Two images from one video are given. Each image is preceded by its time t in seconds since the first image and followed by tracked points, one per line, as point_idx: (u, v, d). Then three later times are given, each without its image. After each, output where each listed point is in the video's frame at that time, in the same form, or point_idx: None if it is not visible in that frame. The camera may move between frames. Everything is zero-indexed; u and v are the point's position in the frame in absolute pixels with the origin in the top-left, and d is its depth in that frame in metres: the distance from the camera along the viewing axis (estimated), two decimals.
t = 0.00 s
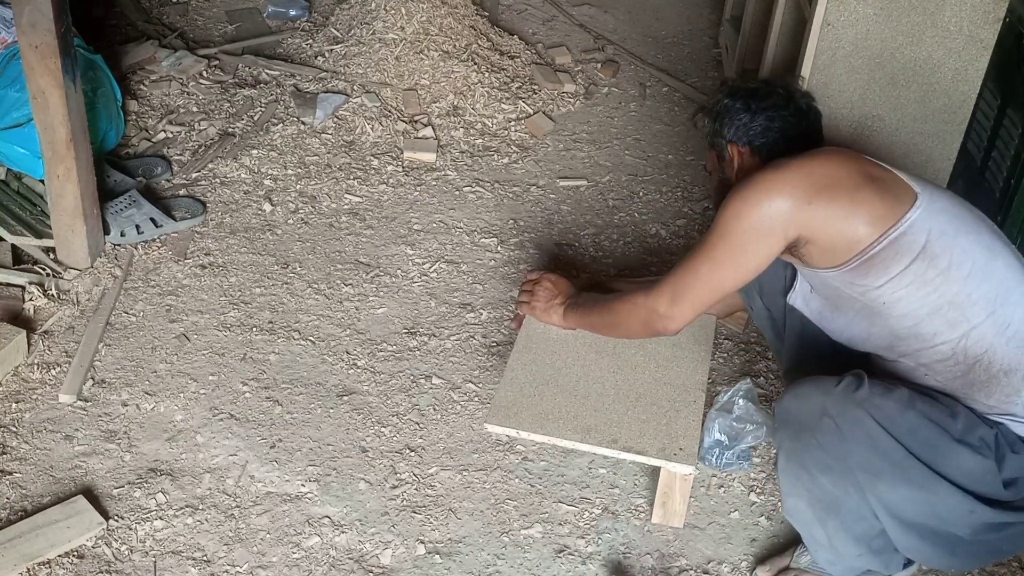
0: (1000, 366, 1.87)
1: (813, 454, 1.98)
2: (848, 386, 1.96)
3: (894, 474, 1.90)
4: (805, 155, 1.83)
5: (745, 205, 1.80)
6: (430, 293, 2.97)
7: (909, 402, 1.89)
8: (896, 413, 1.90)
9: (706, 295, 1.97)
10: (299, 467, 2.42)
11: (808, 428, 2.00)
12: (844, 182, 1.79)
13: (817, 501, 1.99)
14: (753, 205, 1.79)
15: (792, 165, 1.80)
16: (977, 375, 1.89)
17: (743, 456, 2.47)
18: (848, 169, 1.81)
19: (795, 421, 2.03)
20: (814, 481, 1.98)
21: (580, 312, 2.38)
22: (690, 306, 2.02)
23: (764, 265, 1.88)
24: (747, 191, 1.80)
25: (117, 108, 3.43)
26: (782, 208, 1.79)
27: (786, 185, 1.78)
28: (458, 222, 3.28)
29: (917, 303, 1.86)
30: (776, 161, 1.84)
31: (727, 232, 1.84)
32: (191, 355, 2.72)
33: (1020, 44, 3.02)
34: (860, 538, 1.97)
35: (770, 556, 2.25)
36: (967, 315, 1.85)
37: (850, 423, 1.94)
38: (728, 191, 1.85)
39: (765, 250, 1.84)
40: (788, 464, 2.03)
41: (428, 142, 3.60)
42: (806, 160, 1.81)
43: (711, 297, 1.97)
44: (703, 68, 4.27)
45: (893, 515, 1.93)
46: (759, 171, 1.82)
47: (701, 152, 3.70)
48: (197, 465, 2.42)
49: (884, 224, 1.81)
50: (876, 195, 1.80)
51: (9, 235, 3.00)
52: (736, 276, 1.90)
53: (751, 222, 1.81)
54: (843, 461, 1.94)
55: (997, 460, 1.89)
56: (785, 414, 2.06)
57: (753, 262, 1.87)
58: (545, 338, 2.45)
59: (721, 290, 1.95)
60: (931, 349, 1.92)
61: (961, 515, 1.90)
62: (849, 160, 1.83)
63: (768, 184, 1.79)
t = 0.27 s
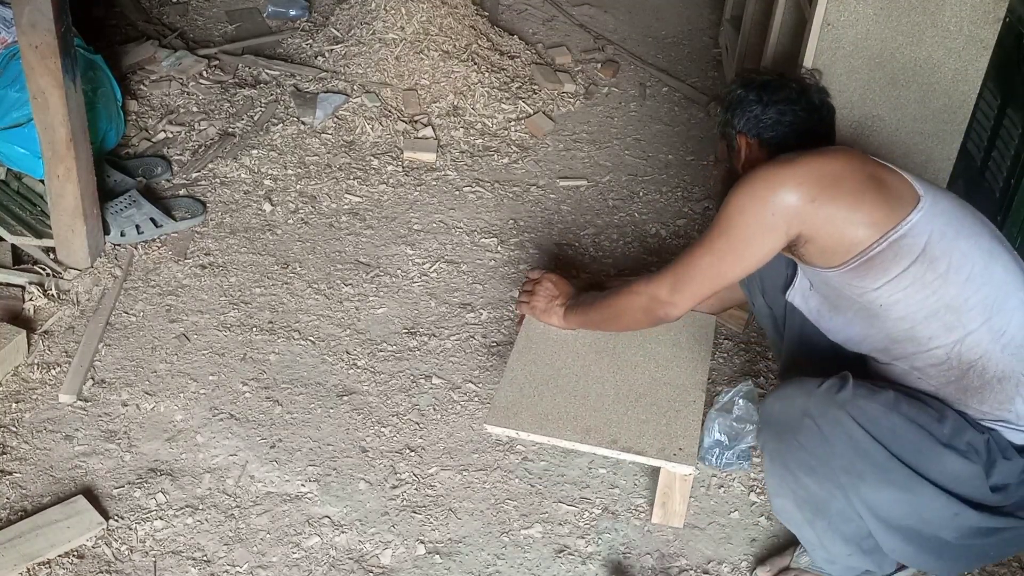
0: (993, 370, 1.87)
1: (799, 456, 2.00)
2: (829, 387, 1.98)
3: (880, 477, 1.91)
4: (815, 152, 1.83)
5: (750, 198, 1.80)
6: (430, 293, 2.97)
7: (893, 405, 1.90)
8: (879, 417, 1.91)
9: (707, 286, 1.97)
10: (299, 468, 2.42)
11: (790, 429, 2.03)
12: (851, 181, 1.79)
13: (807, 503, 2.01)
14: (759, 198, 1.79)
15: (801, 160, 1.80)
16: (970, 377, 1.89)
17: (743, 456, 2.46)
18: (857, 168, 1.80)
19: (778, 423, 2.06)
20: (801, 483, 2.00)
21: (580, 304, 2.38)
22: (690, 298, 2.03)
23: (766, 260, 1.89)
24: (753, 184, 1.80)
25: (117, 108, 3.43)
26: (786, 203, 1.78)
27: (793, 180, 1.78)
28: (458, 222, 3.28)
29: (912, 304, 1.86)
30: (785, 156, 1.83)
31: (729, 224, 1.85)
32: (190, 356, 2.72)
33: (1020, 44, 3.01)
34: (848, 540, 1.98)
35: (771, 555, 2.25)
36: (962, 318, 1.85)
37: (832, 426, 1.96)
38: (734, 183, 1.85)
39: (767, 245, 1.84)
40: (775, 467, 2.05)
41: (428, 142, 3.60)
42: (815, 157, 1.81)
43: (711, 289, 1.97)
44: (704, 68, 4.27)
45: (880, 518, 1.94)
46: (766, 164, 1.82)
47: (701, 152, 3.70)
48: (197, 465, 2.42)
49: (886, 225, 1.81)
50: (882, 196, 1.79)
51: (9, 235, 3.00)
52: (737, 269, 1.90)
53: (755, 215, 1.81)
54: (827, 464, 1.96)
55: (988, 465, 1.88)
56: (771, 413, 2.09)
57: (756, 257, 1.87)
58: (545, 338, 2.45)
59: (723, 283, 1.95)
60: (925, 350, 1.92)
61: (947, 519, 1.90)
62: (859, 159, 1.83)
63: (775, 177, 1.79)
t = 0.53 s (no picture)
0: (978, 423, 1.85)
1: (762, 427, 2.02)
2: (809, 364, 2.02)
3: (841, 457, 1.92)
4: (845, 183, 1.78)
5: (768, 227, 1.77)
6: (431, 293, 2.97)
7: (858, 391, 1.95)
8: (841, 394, 1.95)
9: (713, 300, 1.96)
10: (299, 467, 2.42)
11: (754, 401, 2.05)
12: (877, 223, 1.74)
13: (772, 476, 2.02)
14: (776, 228, 1.76)
15: (828, 194, 1.75)
16: (952, 420, 1.89)
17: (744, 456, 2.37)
18: (886, 208, 1.74)
19: (742, 396, 2.09)
20: (765, 455, 2.02)
21: (577, 303, 2.36)
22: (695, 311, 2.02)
23: (776, 287, 1.87)
24: (773, 212, 1.76)
25: (117, 108, 3.43)
26: (804, 237, 1.75)
27: (815, 215, 1.74)
28: (458, 222, 3.28)
29: (903, 351, 1.85)
30: (814, 185, 1.78)
31: (742, 248, 1.82)
32: (191, 356, 2.72)
33: (1020, 44, 3.01)
34: (807, 519, 1.99)
35: (771, 554, 2.26)
36: (949, 371, 1.83)
37: (794, 400, 1.99)
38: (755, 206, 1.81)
39: (778, 273, 1.82)
40: (740, 438, 2.06)
41: (428, 142, 3.60)
42: (844, 191, 1.76)
43: (716, 305, 1.96)
44: (703, 68, 4.27)
45: (837, 502, 1.95)
46: (791, 193, 1.77)
47: (701, 152, 3.70)
48: (197, 465, 2.42)
49: (899, 275, 1.75)
50: (906, 243, 1.74)
51: (9, 235, 3.00)
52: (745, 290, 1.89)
53: (769, 243, 1.78)
54: (790, 437, 1.98)
55: (950, 485, 1.90)
56: (735, 387, 2.12)
57: (765, 282, 1.85)
58: (545, 338, 2.45)
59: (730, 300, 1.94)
60: (917, 387, 1.92)
61: (899, 517, 1.91)
62: (893, 197, 1.76)
63: (798, 209, 1.75)
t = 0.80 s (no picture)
0: (979, 424, 1.85)
1: (762, 423, 2.04)
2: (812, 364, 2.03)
3: (841, 453, 1.93)
4: (846, 183, 1.77)
5: (767, 227, 1.76)
6: (430, 293, 2.97)
7: (859, 389, 1.96)
8: (841, 392, 1.96)
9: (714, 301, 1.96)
10: (299, 467, 2.42)
11: (754, 399, 2.07)
12: (877, 222, 1.73)
13: (772, 472, 2.04)
14: (776, 229, 1.76)
15: (828, 194, 1.75)
16: (954, 421, 1.89)
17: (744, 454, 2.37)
18: (887, 208, 1.74)
19: (744, 394, 2.11)
20: (765, 451, 2.03)
21: (577, 304, 2.36)
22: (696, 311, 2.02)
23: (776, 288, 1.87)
24: (773, 213, 1.76)
25: (117, 108, 3.43)
26: (804, 238, 1.75)
27: (815, 215, 1.73)
28: (458, 222, 3.28)
29: (906, 353, 1.85)
30: (814, 185, 1.78)
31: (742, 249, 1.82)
32: (191, 355, 2.72)
33: (1020, 44, 3.01)
34: (808, 515, 2.00)
35: (771, 554, 2.26)
36: (951, 372, 1.83)
37: (794, 397, 2.01)
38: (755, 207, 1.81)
39: (778, 274, 1.82)
40: (741, 434, 2.08)
41: (428, 142, 3.60)
42: (844, 191, 1.75)
43: (716, 306, 1.96)
44: (703, 68, 4.27)
45: (837, 498, 1.95)
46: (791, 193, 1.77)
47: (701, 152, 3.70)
48: (197, 465, 2.42)
49: (899, 273, 1.76)
50: (905, 242, 1.74)
51: (9, 235, 3.00)
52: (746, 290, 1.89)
53: (769, 244, 1.78)
54: (790, 432, 1.99)
55: (951, 484, 1.89)
56: (736, 385, 2.15)
57: (765, 283, 1.85)
58: (545, 338, 2.46)
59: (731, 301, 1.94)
60: (919, 388, 1.92)
61: (900, 514, 1.91)
62: (892, 197, 1.76)
63: (797, 209, 1.75)
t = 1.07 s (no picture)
0: (981, 421, 1.85)
1: (764, 423, 2.03)
2: (814, 363, 2.03)
3: (845, 452, 1.93)
4: (846, 180, 1.77)
5: (768, 226, 1.76)
6: (430, 293, 2.97)
7: (862, 388, 1.95)
8: (844, 391, 1.96)
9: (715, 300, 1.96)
10: (299, 467, 2.42)
11: (755, 398, 2.07)
12: (878, 220, 1.73)
13: (774, 471, 2.03)
14: (777, 227, 1.75)
15: (829, 191, 1.75)
16: (956, 417, 1.88)
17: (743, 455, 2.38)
18: (887, 205, 1.74)
19: (746, 394, 2.10)
20: (768, 451, 2.03)
21: (578, 304, 2.36)
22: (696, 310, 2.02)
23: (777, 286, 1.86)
24: (774, 211, 1.76)
25: (117, 108, 3.43)
26: (806, 236, 1.75)
27: (817, 213, 1.73)
28: (458, 222, 3.28)
29: (908, 349, 1.85)
30: (815, 183, 1.78)
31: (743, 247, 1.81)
32: (190, 355, 2.72)
33: (1020, 44, 3.01)
34: (810, 514, 2.00)
35: (771, 553, 2.26)
36: (953, 368, 1.83)
37: (798, 396, 2.00)
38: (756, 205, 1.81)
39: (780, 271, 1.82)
40: (743, 434, 2.07)
41: (428, 142, 3.60)
42: (844, 188, 1.75)
43: (717, 305, 1.95)
44: (703, 68, 4.27)
45: (840, 497, 1.95)
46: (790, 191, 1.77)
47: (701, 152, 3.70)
48: (197, 465, 2.42)
49: (901, 270, 1.76)
50: (906, 239, 1.74)
51: (9, 235, 3.00)
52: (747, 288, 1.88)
53: (771, 242, 1.78)
54: (793, 432, 1.99)
55: (954, 483, 1.89)
56: (738, 385, 2.14)
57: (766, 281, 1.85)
58: (546, 338, 2.45)
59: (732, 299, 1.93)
60: (921, 385, 1.92)
61: (904, 512, 1.91)
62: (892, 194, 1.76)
63: (799, 207, 1.75)
